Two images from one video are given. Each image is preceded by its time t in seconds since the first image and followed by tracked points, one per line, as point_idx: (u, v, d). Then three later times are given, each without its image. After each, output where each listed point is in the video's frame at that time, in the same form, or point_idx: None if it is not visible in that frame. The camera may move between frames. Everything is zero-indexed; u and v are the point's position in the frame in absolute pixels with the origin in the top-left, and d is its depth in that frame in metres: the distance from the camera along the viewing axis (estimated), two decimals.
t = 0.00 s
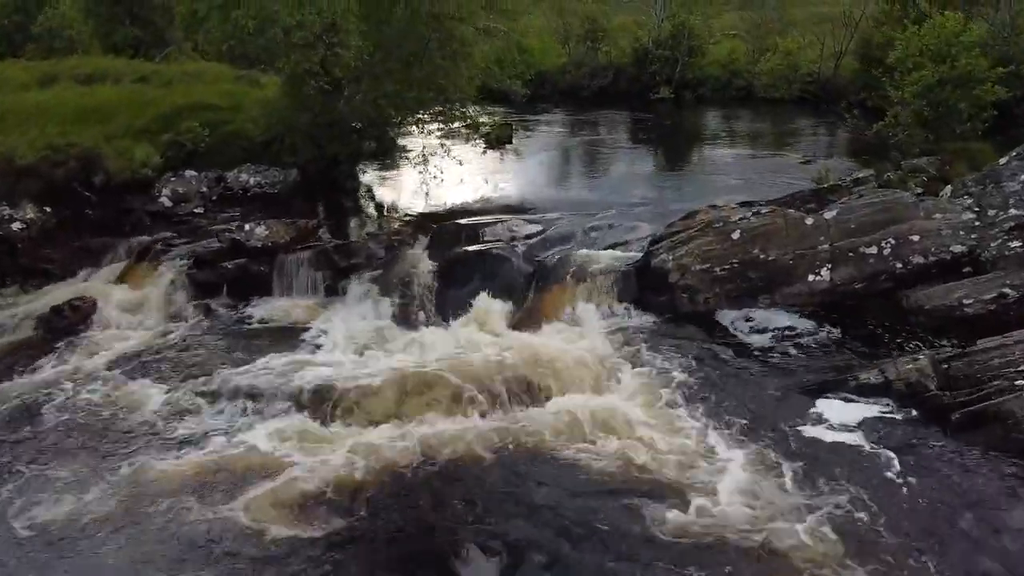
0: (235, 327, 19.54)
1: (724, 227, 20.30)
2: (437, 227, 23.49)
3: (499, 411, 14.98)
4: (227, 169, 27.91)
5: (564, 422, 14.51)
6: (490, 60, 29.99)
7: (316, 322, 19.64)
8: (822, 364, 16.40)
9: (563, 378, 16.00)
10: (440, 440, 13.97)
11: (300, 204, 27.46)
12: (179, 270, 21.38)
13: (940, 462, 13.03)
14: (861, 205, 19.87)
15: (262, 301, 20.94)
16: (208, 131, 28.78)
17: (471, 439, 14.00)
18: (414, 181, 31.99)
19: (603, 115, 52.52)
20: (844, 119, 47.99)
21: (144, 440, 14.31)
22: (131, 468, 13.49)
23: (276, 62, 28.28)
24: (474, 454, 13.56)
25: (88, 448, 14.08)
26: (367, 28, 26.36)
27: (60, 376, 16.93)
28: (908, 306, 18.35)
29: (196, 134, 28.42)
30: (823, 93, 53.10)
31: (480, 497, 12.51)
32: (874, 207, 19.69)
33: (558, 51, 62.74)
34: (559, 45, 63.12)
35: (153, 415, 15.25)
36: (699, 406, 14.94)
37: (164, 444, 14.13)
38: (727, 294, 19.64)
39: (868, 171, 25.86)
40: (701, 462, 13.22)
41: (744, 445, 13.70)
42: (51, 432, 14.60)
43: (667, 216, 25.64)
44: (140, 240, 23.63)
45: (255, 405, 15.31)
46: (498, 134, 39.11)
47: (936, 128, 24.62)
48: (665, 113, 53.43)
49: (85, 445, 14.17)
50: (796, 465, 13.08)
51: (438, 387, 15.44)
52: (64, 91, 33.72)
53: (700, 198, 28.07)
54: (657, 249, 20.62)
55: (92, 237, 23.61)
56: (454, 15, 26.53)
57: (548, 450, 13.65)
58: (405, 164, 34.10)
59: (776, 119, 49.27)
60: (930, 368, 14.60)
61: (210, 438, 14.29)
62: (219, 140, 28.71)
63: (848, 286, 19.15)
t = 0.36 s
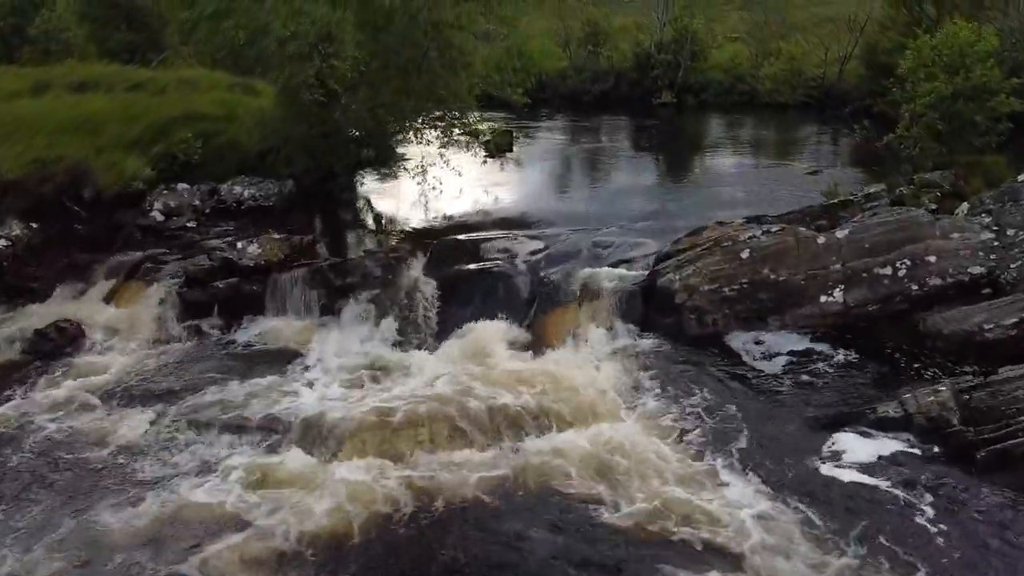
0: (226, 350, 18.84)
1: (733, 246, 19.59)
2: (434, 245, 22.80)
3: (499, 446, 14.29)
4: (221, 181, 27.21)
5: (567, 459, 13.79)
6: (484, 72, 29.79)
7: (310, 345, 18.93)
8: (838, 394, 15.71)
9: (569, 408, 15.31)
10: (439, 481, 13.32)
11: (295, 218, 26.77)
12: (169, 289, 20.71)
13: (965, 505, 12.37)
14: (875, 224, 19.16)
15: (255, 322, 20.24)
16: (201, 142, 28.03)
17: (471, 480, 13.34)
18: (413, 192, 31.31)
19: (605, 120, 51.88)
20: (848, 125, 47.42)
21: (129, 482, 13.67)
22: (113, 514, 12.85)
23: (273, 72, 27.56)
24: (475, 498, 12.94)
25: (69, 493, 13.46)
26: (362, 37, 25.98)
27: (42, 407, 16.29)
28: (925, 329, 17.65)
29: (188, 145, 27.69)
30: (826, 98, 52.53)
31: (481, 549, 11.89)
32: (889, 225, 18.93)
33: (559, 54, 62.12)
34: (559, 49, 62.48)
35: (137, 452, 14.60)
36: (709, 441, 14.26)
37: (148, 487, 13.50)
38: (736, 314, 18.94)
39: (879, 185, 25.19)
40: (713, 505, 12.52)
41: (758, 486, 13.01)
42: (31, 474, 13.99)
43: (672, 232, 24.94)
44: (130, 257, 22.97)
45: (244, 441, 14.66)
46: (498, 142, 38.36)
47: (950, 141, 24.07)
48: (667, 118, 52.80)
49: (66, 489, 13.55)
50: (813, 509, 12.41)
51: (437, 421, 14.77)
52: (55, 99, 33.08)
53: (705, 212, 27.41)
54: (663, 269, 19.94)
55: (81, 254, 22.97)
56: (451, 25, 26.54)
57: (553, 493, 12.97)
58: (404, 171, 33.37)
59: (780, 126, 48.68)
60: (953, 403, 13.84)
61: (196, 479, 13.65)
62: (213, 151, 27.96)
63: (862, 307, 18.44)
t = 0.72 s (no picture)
0: (212, 380, 17.96)
1: (743, 270, 18.77)
2: (432, 266, 21.96)
3: (501, 493, 13.53)
4: (212, 196, 26.36)
5: (573, 508, 13.01)
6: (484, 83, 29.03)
7: (301, 374, 18.04)
8: (857, 433, 14.89)
9: (573, 447, 14.51)
10: (438, 535, 12.52)
11: (288, 234, 25.84)
12: (155, 314, 19.88)
13: (1001, 562, 11.52)
14: (892, 248, 18.40)
15: (244, 348, 19.40)
16: (190, 156, 27.19)
17: (471, 534, 12.55)
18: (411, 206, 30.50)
19: (606, 127, 51.10)
20: (854, 133, 46.61)
21: (107, 534, 12.92)
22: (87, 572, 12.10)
23: (266, 85, 26.89)
24: (476, 554, 12.14)
25: (44, 546, 12.72)
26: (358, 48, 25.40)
27: (20, 444, 15.54)
28: (946, 360, 16.80)
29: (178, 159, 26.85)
30: (831, 104, 51.74)
31: None
32: (907, 250, 18.18)
33: (559, 59, 61.36)
34: (560, 53, 61.69)
35: (118, 497, 13.86)
36: (723, 488, 13.44)
37: (126, 540, 12.76)
38: (747, 342, 18.06)
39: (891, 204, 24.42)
40: (727, 566, 11.74)
41: (775, 542, 12.21)
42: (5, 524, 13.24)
43: (678, 251, 24.13)
44: (116, 276, 22.13)
45: (231, 487, 13.89)
46: (498, 151, 37.49)
47: (965, 158, 23.14)
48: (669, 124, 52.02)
49: (42, 542, 12.81)
50: (837, 569, 11.58)
51: (435, 463, 14.02)
52: (42, 109, 32.24)
53: (711, 228, 26.61)
54: (670, 293, 19.12)
55: (65, 274, 22.19)
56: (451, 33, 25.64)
57: (560, 549, 12.18)
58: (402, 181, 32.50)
59: (785, 133, 47.95)
60: (982, 447, 13.11)
61: (178, 530, 12.87)
62: (203, 164, 27.06)
63: (879, 336, 17.56)
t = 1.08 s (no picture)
0: (196, 417, 17.05)
1: (755, 299, 17.78)
2: (428, 292, 21.02)
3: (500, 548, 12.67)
4: (200, 214, 25.45)
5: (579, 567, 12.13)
6: (484, 94, 28.02)
7: (291, 410, 17.20)
8: (879, 481, 14.11)
9: (576, 498, 13.60)
10: None
11: (279, 253, 24.92)
12: (137, 343, 18.99)
13: None
14: (912, 276, 17.41)
15: (229, 379, 18.46)
16: (178, 171, 26.19)
17: None
18: (406, 222, 29.25)
19: (607, 134, 50.24)
20: (860, 142, 45.58)
21: None
22: None
23: (253, 96, 25.56)
24: None
25: None
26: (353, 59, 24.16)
27: None
28: (971, 397, 15.80)
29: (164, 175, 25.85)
30: (837, 111, 50.48)
31: None
32: (929, 279, 17.26)
33: (560, 64, 60.53)
34: (560, 59, 60.75)
35: (91, 553, 12.98)
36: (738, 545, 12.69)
37: None
38: (758, 375, 17.06)
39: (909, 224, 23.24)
40: None
41: None
42: None
43: (685, 275, 23.16)
44: (98, 300, 21.24)
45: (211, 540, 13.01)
46: (497, 163, 36.48)
47: (985, 176, 22.19)
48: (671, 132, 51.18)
49: None
50: None
51: (427, 516, 13.12)
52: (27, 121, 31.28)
53: (717, 248, 25.63)
54: (677, 323, 18.16)
55: (45, 298, 21.32)
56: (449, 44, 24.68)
57: None
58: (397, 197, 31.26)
59: (789, 141, 47.14)
60: (1017, 502, 12.31)
61: None
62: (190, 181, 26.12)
63: (899, 370, 16.57)
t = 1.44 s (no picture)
0: (176, 460, 16.16)
1: (766, 331, 16.80)
2: (424, 319, 20.12)
3: None
4: (187, 233, 24.50)
5: None
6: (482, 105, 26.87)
7: (276, 452, 16.32)
8: (900, 538, 13.38)
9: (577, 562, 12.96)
10: None
11: (269, 276, 24.12)
12: (115, 376, 18.07)
13: None
14: (931, 309, 16.52)
15: (214, 413, 17.59)
16: (162, 190, 25.15)
17: None
18: (401, 244, 27.84)
19: (608, 142, 49.38)
20: (866, 151, 44.75)
21: None
22: None
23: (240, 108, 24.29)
24: None
25: None
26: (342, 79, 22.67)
27: None
28: (995, 440, 15.17)
29: (146, 195, 24.73)
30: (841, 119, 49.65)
31: None
32: (947, 313, 16.36)
33: (559, 69, 59.71)
34: (560, 64, 59.89)
35: None
36: None
37: None
38: (769, 413, 16.25)
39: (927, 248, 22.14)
40: None
41: None
42: None
43: (690, 299, 22.28)
44: (77, 327, 20.35)
45: None
46: (495, 175, 35.53)
47: (1001, 197, 21.28)
48: (672, 140, 50.35)
49: None
50: None
51: None
52: (11, 134, 30.40)
53: (723, 268, 24.72)
54: (684, 356, 17.21)
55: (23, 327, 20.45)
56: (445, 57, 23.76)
57: None
58: (389, 215, 29.81)
59: (793, 151, 46.30)
60: None
61: None
62: (177, 199, 25.14)
63: (918, 410, 15.72)
